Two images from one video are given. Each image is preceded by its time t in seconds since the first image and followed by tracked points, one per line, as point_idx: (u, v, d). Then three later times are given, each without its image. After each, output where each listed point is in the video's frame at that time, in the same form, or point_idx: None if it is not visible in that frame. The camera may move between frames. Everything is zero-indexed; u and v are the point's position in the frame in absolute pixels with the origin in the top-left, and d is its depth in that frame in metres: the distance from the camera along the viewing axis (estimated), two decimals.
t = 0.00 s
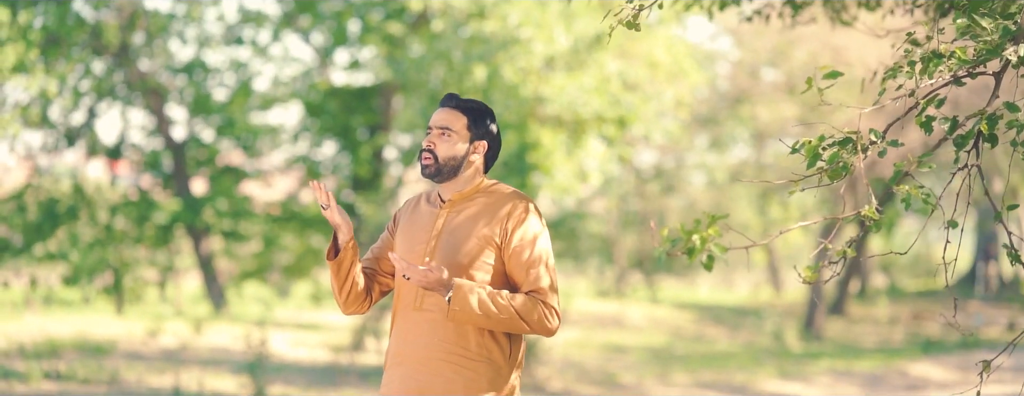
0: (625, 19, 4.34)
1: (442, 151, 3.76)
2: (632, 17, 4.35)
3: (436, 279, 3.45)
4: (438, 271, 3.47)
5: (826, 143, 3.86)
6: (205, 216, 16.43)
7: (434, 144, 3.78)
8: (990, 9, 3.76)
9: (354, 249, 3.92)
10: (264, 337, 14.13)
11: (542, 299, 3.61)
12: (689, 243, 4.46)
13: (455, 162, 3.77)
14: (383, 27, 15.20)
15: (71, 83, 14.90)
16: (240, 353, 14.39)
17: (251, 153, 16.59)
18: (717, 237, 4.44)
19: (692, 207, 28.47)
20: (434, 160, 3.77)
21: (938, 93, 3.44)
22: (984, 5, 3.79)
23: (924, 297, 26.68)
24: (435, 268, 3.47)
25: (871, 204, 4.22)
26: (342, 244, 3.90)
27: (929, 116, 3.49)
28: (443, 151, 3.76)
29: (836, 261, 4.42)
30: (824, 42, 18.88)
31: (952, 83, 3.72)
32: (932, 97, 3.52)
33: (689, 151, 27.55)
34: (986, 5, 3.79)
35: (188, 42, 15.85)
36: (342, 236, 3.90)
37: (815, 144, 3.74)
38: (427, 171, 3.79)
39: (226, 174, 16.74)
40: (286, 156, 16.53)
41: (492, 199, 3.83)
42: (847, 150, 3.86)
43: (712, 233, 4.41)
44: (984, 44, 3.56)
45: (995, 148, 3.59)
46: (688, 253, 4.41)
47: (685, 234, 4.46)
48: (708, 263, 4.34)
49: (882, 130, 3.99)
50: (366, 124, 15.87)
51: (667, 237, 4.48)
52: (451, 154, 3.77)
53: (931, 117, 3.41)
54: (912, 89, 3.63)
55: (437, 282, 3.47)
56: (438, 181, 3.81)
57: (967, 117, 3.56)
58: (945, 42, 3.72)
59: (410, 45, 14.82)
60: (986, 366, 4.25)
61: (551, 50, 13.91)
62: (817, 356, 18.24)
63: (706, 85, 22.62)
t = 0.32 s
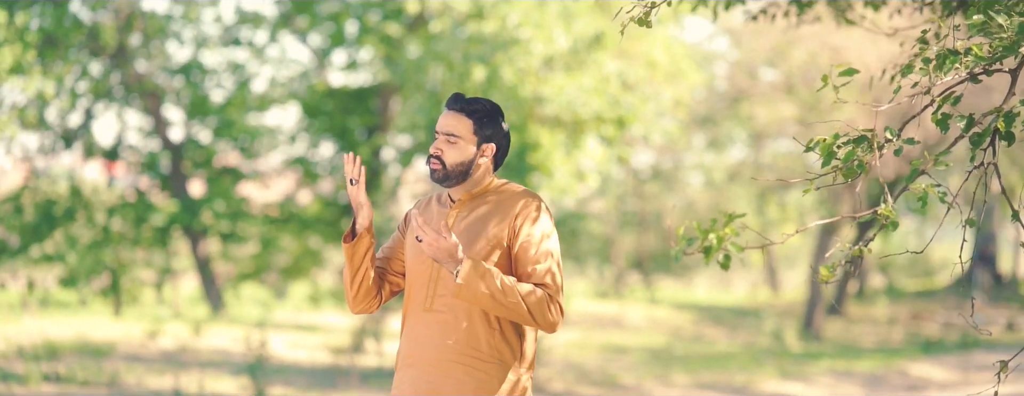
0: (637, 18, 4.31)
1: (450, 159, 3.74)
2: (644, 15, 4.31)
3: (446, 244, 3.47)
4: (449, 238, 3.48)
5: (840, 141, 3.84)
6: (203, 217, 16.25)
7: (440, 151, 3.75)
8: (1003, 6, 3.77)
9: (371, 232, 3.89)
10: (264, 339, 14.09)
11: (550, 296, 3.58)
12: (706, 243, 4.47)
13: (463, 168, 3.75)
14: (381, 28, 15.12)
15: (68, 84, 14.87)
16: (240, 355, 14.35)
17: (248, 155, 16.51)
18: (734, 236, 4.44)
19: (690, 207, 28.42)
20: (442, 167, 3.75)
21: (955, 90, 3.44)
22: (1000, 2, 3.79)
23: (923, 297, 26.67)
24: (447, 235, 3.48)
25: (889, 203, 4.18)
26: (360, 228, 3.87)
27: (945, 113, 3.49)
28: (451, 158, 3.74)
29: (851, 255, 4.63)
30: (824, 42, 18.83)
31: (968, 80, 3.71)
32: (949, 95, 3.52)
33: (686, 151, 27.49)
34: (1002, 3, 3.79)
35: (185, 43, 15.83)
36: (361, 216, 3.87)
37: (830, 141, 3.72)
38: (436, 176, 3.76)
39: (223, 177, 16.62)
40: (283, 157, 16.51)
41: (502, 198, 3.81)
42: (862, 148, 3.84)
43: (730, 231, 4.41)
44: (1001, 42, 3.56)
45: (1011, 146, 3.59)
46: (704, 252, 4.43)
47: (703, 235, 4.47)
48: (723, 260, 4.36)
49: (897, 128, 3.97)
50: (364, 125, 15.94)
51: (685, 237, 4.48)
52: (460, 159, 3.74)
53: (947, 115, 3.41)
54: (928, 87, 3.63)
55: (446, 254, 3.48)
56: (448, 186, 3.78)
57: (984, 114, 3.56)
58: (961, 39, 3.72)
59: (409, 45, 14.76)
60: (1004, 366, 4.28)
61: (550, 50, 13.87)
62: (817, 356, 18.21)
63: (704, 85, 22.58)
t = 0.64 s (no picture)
0: (646, 25, 4.27)
1: (458, 169, 3.71)
2: (654, 22, 4.27)
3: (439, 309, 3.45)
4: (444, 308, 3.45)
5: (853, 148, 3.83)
6: (198, 223, 16.26)
7: (448, 163, 3.72)
8: (1018, 11, 3.79)
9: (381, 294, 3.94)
10: (260, 345, 14.07)
11: (554, 311, 3.54)
12: (718, 249, 4.80)
13: (471, 179, 3.72)
14: (375, 33, 15.00)
15: (61, 90, 14.77)
16: (236, 362, 14.32)
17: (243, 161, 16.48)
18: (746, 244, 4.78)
19: (684, 213, 28.45)
20: (452, 178, 3.71)
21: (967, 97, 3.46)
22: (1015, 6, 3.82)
23: (917, 303, 26.71)
24: (441, 306, 3.44)
25: (902, 211, 4.15)
26: (368, 297, 3.92)
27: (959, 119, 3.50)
28: (460, 168, 3.71)
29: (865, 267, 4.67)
30: (819, 48, 18.84)
31: (983, 86, 3.73)
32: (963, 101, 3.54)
33: (680, 156, 27.52)
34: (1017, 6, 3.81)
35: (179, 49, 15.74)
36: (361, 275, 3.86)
37: (842, 148, 3.70)
38: (445, 188, 3.73)
39: (218, 182, 16.52)
40: (276, 163, 16.46)
41: (510, 207, 3.78)
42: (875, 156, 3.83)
43: (741, 240, 4.74)
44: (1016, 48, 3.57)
45: None
46: (716, 258, 4.76)
47: (715, 241, 4.79)
48: (737, 269, 4.69)
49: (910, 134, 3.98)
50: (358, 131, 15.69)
51: (697, 244, 4.80)
52: (469, 170, 3.71)
53: (961, 120, 3.40)
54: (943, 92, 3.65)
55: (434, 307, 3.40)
56: (458, 198, 3.75)
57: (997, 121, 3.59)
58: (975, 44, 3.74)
59: (404, 51, 14.74)
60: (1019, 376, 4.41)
61: (545, 57, 13.85)
62: (813, 362, 18.24)
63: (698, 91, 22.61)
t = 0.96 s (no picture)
0: (654, 24, 4.20)
1: (461, 155, 3.70)
2: (663, 19, 4.18)
3: (440, 272, 3.33)
4: (443, 266, 3.34)
5: (862, 147, 3.78)
6: (190, 222, 16.33)
7: (451, 150, 3.70)
8: None
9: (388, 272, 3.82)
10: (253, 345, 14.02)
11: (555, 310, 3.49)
12: (728, 251, 4.37)
13: (473, 166, 3.71)
14: (368, 33, 14.95)
15: (53, 88, 14.73)
16: (229, 361, 14.26)
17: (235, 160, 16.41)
18: (759, 245, 4.33)
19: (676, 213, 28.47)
20: (456, 165, 3.70)
21: (979, 96, 3.43)
22: None
23: (909, 303, 26.75)
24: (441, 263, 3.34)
25: (913, 212, 4.10)
26: (376, 270, 3.79)
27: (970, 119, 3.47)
28: (463, 154, 3.70)
29: (876, 267, 4.45)
30: (812, 48, 18.85)
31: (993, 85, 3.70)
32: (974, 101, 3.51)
33: (672, 156, 27.50)
34: None
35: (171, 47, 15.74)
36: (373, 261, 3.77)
37: (852, 148, 3.65)
38: (447, 177, 3.71)
39: (210, 181, 16.61)
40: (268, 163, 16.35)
41: (513, 205, 3.75)
42: (885, 155, 3.78)
43: (753, 239, 4.30)
44: None
45: None
46: (727, 260, 4.33)
47: (725, 242, 4.37)
48: (748, 269, 4.25)
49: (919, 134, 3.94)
50: (351, 130, 15.71)
51: (705, 245, 4.37)
52: (472, 157, 3.70)
53: (973, 120, 3.37)
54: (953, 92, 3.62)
55: (438, 279, 3.33)
56: (460, 188, 3.73)
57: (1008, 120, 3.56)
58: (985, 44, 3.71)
59: (398, 50, 14.69)
60: None
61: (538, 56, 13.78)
62: (807, 362, 18.25)
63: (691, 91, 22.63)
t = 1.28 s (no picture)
0: (661, 14, 4.06)
1: (466, 143, 3.64)
2: (670, 8, 4.08)
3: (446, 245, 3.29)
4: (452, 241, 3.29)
5: (874, 140, 3.65)
6: (181, 215, 16.27)
7: (456, 139, 3.64)
8: None
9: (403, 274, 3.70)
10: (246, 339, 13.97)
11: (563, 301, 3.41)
12: (742, 248, 4.00)
13: (479, 155, 3.65)
14: (359, 26, 14.89)
15: (43, 82, 14.53)
16: (222, 356, 14.21)
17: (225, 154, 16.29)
18: (774, 240, 3.99)
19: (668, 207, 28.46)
20: (460, 153, 3.64)
21: (993, 89, 3.37)
22: None
23: (902, 296, 26.79)
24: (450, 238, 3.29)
25: (927, 206, 3.93)
26: (392, 267, 3.67)
27: (983, 111, 3.42)
28: (468, 143, 3.64)
29: (890, 263, 4.20)
30: (806, 41, 18.80)
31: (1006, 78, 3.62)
32: (988, 92, 3.45)
33: (664, 149, 27.46)
34: None
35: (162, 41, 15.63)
36: (388, 258, 3.64)
37: (864, 141, 3.54)
38: (451, 165, 3.66)
39: (201, 175, 16.57)
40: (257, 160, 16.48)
41: (517, 197, 3.68)
42: (898, 149, 3.66)
43: (770, 235, 3.94)
44: None
45: None
46: (741, 257, 3.97)
47: (739, 238, 4.00)
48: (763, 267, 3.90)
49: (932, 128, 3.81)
50: (342, 123, 15.71)
51: (718, 240, 4.01)
52: (477, 147, 3.64)
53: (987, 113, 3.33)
54: (967, 84, 3.54)
55: (449, 255, 3.36)
56: (463, 177, 3.67)
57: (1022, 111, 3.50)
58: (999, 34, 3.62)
59: (391, 43, 14.58)
60: None
61: (532, 50, 13.63)
62: (800, 355, 18.28)
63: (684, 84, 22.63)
